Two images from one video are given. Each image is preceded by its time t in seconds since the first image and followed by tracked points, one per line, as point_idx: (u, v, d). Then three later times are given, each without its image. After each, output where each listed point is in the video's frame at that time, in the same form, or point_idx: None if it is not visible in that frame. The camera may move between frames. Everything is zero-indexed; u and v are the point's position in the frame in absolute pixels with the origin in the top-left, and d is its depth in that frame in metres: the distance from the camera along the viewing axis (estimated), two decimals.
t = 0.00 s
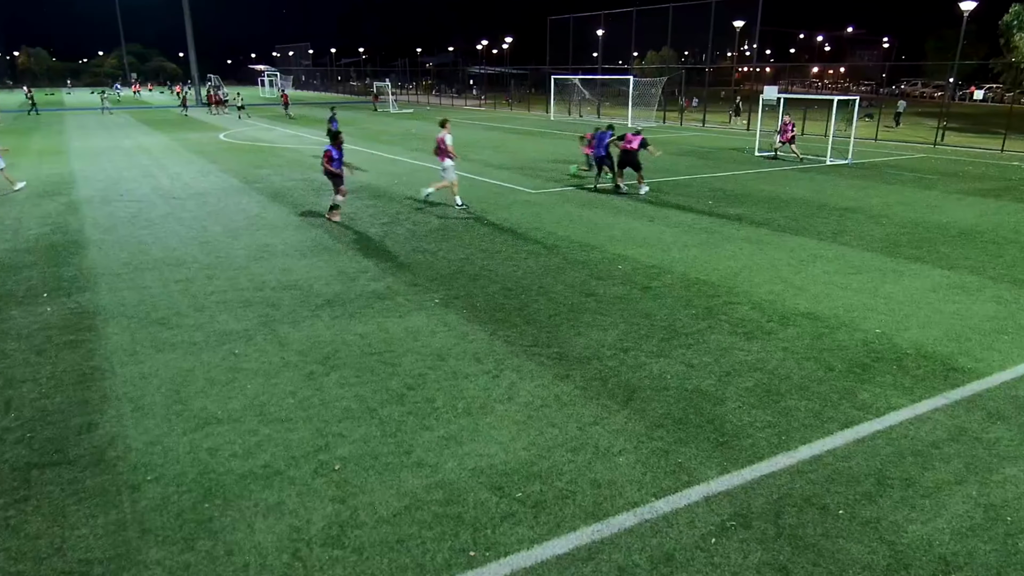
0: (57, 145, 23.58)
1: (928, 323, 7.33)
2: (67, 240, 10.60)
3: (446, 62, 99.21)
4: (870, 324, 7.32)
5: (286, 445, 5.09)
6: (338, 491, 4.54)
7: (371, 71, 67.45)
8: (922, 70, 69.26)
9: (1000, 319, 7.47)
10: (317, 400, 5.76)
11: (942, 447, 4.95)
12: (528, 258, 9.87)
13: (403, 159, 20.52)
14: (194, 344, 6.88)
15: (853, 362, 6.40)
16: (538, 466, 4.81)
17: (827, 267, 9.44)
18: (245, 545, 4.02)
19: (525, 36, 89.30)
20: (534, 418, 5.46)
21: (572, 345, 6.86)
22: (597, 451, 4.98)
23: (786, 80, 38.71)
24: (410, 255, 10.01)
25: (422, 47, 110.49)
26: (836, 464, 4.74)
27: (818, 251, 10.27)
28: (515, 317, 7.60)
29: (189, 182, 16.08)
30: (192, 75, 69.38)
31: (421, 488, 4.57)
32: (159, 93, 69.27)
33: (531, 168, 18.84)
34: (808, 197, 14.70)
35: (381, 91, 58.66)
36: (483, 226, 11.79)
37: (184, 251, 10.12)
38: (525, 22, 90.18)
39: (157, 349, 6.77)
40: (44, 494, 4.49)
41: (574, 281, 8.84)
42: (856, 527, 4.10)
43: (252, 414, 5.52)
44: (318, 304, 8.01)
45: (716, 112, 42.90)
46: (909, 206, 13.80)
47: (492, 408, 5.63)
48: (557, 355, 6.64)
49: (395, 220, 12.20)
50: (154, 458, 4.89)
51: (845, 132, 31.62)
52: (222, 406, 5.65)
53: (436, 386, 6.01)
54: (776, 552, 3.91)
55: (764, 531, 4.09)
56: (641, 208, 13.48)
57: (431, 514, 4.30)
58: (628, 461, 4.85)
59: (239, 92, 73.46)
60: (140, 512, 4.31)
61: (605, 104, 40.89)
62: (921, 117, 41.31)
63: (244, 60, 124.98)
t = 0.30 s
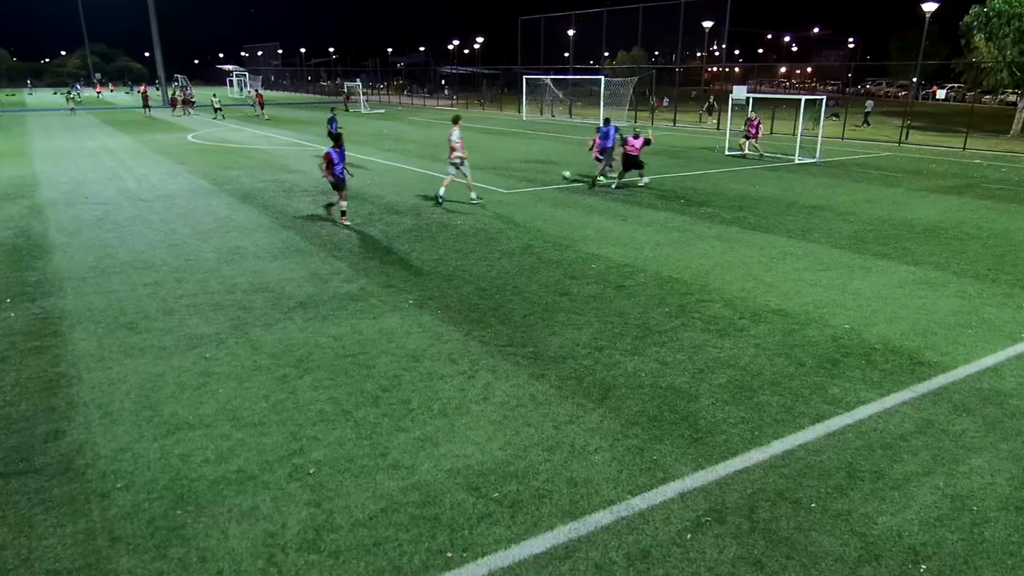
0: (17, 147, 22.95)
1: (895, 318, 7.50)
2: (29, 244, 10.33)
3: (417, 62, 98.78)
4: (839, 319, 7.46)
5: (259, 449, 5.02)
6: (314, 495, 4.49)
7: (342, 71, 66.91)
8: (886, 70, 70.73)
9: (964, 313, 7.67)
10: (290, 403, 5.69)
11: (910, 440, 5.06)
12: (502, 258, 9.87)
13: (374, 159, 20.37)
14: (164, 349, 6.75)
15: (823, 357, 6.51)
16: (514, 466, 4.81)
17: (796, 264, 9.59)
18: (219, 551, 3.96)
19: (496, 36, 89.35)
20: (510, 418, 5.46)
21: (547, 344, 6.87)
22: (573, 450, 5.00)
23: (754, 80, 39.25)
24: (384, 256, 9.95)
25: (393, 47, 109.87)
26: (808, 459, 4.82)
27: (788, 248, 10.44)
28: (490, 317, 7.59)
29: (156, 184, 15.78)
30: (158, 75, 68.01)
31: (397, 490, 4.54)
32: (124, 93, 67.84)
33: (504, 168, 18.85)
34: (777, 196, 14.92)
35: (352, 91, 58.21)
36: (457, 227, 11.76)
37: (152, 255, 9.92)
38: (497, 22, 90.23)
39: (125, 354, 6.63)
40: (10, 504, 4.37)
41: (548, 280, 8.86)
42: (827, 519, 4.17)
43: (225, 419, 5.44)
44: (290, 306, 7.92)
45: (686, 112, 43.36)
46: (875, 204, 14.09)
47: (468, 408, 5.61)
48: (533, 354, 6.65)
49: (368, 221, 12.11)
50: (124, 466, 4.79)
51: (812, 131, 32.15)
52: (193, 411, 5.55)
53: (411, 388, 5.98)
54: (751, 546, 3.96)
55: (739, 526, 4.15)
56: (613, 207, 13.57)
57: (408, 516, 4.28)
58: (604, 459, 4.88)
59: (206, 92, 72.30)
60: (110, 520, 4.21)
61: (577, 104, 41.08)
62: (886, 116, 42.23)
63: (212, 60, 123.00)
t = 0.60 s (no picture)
0: None
1: (867, 314, 7.63)
2: None
3: (392, 62, 98.31)
4: (812, 316, 7.57)
5: (235, 453, 4.96)
6: (292, 499, 4.44)
7: (316, 71, 66.35)
8: (855, 70, 71.93)
9: (934, 308, 7.83)
10: (267, 406, 5.63)
11: (883, 434, 5.15)
12: (479, 258, 9.86)
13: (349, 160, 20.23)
14: (137, 353, 6.64)
15: (798, 354, 6.60)
16: (494, 466, 4.81)
17: (770, 262, 9.71)
18: (196, 557, 3.91)
19: (471, 36, 89.27)
20: (488, 418, 5.46)
21: (525, 344, 6.89)
22: (552, 449, 5.01)
23: (727, 80, 39.69)
24: (360, 257, 9.88)
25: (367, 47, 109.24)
26: (784, 454, 4.89)
27: (762, 246, 10.57)
28: (468, 318, 7.58)
29: (126, 186, 15.49)
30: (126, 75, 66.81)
31: (376, 492, 4.52)
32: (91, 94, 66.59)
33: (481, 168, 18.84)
34: (751, 194, 15.09)
35: (326, 91, 57.72)
36: (434, 227, 11.72)
37: (123, 258, 9.74)
38: (471, 22, 90.13)
39: (96, 359, 6.51)
40: None
41: (526, 280, 8.87)
42: (803, 514, 4.24)
43: (199, 423, 5.36)
44: (266, 308, 7.84)
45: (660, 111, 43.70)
46: (847, 202, 14.32)
47: (446, 409, 5.60)
48: (511, 354, 6.66)
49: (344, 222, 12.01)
50: (97, 472, 4.70)
51: (785, 130, 32.60)
52: (167, 415, 5.47)
53: (389, 389, 5.95)
54: (729, 542, 4.01)
55: (716, 522, 4.19)
56: (589, 207, 13.63)
57: (388, 518, 4.26)
58: (583, 457, 4.90)
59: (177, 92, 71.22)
60: (83, 528, 4.13)
61: (552, 104, 41.18)
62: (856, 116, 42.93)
63: (182, 60, 121.19)
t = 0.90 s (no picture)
0: None
1: (848, 312, 7.72)
2: None
3: (374, 62, 97.89)
4: (794, 314, 7.65)
5: (218, 456, 4.91)
6: (276, 501, 4.41)
7: (296, 71, 65.90)
8: (834, 69, 72.75)
9: (913, 305, 7.94)
10: (250, 409, 5.58)
11: (865, 430, 5.22)
12: (463, 259, 9.85)
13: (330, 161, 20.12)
14: (116, 357, 6.55)
15: (780, 352, 6.66)
16: (479, 467, 4.81)
17: (753, 261, 9.79)
18: (179, 562, 3.87)
19: (453, 36, 89.15)
20: (474, 418, 5.45)
21: (510, 344, 6.89)
22: (537, 449, 5.02)
23: (708, 80, 39.97)
24: (343, 258, 9.82)
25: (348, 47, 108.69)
26: (767, 451, 4.94)
27: (744, 245, 10.67)
28: (453, 318, 7.56)
29: (103, 188, 15.28)
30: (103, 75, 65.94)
31: (361, 494, 4.50)
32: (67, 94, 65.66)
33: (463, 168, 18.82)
34: (733, 194, 15.22)
35: (307, 91, 57.33)
36: (417, 228, 11.69)
37: (102, 260, 9.62)
38: (453, 23, 90.01)
39: (76, 363, 6.41)
40: None
41: (510, 280, 8.87)
42: (787, 510, 4.28)
43: (181, 427, 5.31)
44: (248, 310, 7.77)
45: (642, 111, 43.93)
46: (827, 201, 14.49)
47: (431, 410, 5.59)
48: (496, 354, 6.66)
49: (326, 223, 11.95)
50: (77, 477, 4.64)
51: (765, 129, 32.90)
52: (148, 419, 5.40)
53: (374, 391, 5.92)
54: (713, 539, 4.04)
55: (701, 519, 4.22)
56: (573, 206, 13.67)
57: (373, 520, 4.24)
58: (569, 457, 4.91)
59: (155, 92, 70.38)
60: (63, 534, 4.07)
61: (535, 104, 41.25)
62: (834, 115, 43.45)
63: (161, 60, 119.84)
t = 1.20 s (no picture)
0: None
1: (834, 310, 7.79)
2: None
3: (361, 62, 97.61)
4: (781, 313, 7.70)
5: (205, 459, 4.88)
6: (264, 504, 4.39)
7: (282, 71, 65.58)
8: (818, 69, 73.32)
9: (898, 303, 8.02)
10: (237, 411, 5.55)
11: (851, 427, 5.26)
12: (451, 259, 9.84)
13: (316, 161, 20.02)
14: (102, 359, 6.49)
15: (767, 350, 6.71)
16: (468, 467, 4.80)
17: (739, 260, 9.85)
18: (167, 565, 3.84)
19: (440, 36, 89.05)
20: (463, 419, 5.45)
21: (498, 344, 6.89)
22: (526, 449, 5.02)
23: (695, 79, 40.15)
24: (331, 259, 9.78)
25: (335, 47, 108.30)
26: (755, 449, 4.97)
27: (731, 244, 10.73)
28: (441, 318, 7.56)
29: (87, 189, 15.13)
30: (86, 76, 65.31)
31: (351, 495, 4.48)
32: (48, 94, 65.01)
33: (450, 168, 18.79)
34: (719, 193, 15.29)
35: (293, 91, 57.04)
36: (404, 228, 11.66)
37: (86, 262, 9.53)
38: (440, 23, 89.93)
39: (61, 365, 6.35)
40: None
41: (498, 280, 8.87)
42: (775, 507, 4.31)
43: (168, 429, 5.26)
44: (235, 312, 7.72)
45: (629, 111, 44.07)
46: (812, 200, 14.61)
47: (420, 410, 5.58)
48: (484, 354, 6.66)
49: (314, 223, 11.90)
50: (62, 481, 4.59)
51: (751, 129, 33.10)
52: (135, 422, 5.35)
53: (362, 392, 5.90)
54: (702, 537, 4.06)
55: (690, 517, 4.24)
56: (561, 206, 13.69)
57: (362, 521, 4.22)
58: (557, 457, 4.91)
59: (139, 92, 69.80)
60: (47, 539, 4.03)
61: (522, 104, 41.26)
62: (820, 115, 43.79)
63: (145, 59, 118.78)
